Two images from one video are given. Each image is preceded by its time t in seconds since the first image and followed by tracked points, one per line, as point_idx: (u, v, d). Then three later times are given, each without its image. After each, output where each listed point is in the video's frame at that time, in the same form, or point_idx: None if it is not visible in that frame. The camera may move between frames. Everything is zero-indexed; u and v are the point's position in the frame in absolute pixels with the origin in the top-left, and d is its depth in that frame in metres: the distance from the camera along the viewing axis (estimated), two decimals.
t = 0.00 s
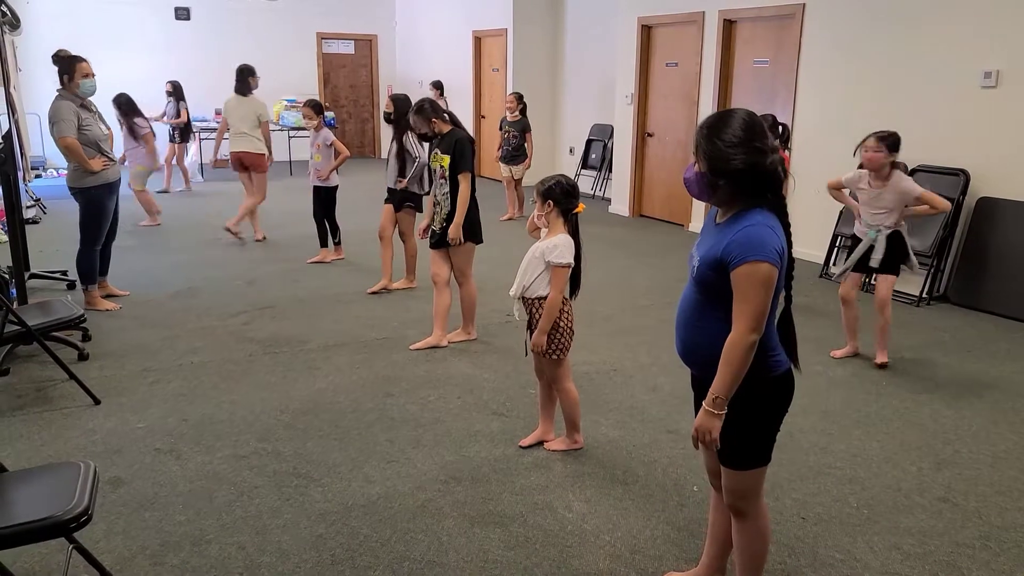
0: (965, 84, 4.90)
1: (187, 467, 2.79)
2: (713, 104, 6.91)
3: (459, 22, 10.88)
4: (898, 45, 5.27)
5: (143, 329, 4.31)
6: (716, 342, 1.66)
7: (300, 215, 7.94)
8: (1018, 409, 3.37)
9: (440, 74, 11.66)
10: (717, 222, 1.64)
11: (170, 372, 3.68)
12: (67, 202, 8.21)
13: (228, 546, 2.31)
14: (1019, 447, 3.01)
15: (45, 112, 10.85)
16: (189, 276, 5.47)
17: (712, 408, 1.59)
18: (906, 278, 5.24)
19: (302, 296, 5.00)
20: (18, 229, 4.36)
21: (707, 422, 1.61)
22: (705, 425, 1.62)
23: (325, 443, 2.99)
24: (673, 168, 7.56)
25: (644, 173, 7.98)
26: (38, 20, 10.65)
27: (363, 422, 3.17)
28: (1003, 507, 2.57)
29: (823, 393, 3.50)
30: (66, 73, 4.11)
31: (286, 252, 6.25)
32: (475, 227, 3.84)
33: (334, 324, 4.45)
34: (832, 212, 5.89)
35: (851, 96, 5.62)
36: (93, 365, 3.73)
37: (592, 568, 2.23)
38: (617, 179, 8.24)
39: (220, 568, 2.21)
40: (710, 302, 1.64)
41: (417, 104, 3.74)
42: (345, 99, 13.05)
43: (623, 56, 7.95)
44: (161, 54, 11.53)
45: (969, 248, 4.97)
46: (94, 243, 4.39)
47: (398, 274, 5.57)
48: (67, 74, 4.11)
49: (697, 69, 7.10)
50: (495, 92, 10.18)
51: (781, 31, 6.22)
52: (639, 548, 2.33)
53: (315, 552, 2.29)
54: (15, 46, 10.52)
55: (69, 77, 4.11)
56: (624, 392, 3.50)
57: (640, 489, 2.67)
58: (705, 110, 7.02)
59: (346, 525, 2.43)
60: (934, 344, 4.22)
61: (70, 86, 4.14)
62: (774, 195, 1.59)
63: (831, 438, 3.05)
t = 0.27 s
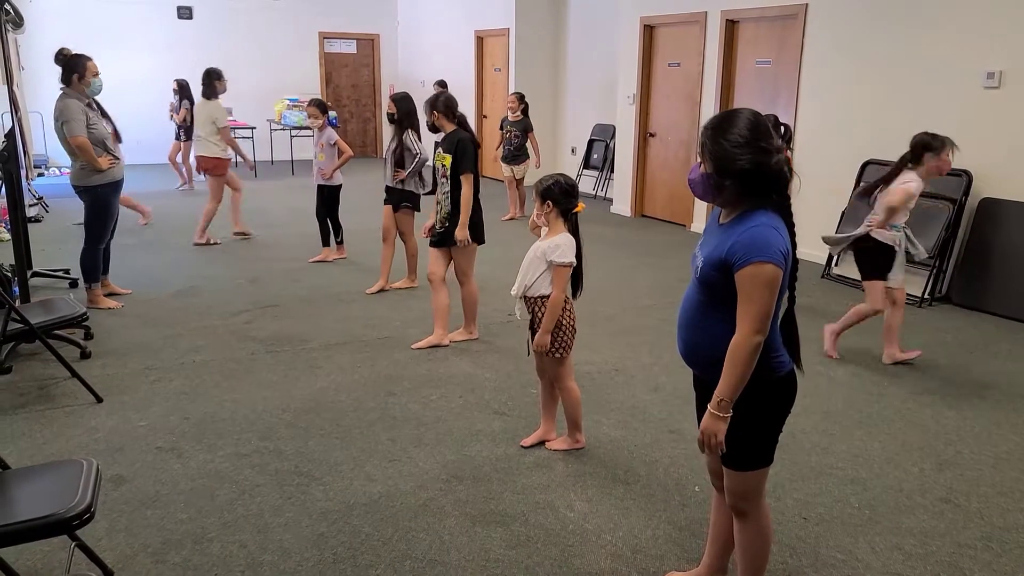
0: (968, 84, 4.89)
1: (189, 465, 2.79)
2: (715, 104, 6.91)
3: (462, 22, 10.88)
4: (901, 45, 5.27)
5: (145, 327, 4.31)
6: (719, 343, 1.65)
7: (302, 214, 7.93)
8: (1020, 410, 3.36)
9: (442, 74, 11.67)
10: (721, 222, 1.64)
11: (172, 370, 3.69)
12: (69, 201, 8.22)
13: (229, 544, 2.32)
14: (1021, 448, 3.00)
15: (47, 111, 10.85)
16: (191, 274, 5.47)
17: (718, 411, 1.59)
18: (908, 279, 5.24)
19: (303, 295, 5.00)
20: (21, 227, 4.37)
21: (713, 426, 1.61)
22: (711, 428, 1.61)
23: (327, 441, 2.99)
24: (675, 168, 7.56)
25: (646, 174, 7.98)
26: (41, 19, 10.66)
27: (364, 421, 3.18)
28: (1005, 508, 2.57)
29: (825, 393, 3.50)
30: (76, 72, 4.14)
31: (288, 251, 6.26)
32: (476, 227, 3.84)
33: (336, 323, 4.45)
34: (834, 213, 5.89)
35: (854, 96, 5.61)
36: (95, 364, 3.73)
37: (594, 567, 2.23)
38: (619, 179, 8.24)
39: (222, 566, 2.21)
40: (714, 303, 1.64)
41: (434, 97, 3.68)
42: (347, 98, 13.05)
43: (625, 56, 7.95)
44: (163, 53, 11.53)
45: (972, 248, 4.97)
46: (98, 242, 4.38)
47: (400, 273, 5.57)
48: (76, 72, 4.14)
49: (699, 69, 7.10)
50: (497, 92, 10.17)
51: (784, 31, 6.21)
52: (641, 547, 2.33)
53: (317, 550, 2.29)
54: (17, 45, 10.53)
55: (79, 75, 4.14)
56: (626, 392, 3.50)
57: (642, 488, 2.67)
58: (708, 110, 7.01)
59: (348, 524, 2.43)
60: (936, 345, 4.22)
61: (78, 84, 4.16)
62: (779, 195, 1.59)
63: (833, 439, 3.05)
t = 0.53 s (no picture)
0: (969, 86, 4.90)
1: (191, 465, 2.79)
2: (716, 105, 6.91)
3: (463, 22, 10.89)
4: (903, 47, 5.26)
5: (147, 327, 4.31)
6: (722, 345, 1.65)
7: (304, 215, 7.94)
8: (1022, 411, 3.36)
9: (444, 74, 11.67)
10: (724, 224, 1.64)
11: (174, 371, 3.69)
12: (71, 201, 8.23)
13: (231, 544, 2.32)
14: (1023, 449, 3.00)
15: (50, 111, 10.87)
16: (193, 275, 5.47)
17: (725, 416, 1.59)
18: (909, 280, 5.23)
19: (305, 296, 5.00)
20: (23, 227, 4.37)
21: (719, 430, 1.60)
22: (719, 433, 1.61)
23: (328, 442, 2.99)
24: (677, 169, 7.56)
25: (648, 175, 7.98)
26: (43, 19, 10.67)
27: (366, 422, 3.18)
28: (1007, 509, 2.57)
29: (827, 395, 3.50)
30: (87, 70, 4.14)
31: (290, 252, 6.26)
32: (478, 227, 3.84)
33: (337, 323, 4.45)
34: (836, 214, 5.89)
35: (856, 97, 5.61)
36: (97, 364, 3.74)
37: (595, 568, 2.23)
38: (621, 180, 8.24)
39: (224, 566, 2.21)
40: (716, 306, 1.64)
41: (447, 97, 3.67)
42: (349, 99, 13.07)
43: (627, 57, 7.95)
44: (165, 53, 11.55)
45: (974, 250, 4.96)
46: (95, 241, 4.37)
47: (402, 274, 5.58)
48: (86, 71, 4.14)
49: (700, 70, 7.10)
50: (499, 92, 10.18)
51: (786, 32, 6.21)
52: (642, 548, 2.33)
53: (319, 550, 2.29)
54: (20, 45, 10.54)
55: (90, 74, 4.16)
56: (627, 393, 3.50)
57: (644, 489, 2.67)
58: (710, 110, 7.02)
59: (350, 524, 2.43)
60: (938, 346, 4.21)
61: (89, 83, 4.19)
62: (781, 196, 1.59)
63: (835, 440, 3.05)
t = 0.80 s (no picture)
0: (971, 86, 4.89)
1: (192, 465, 2.80)
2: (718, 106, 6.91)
3: (465, 23, 10.89)
4: (906, 47, 5.26)
5: (148, 328, 4.32)
6: (722, 345, 1.65)
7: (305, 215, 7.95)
8: None
9: (446, 75, 11.67)
10: (724, 223, 1.64)
11: (176, 371, 3.69)
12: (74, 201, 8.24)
13: (233, 544, 2.32)
14: None
15: (52, 111, 10.89)
16: (194, 275, 5.48)
17: (720, 413, 1.59)
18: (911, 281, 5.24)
19: (306, 296, 5.01)
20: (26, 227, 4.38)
21: (714, 427, 1.60)
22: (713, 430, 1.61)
23: (330, 443, 2.99)
24: (679, 170, 7.55)
25: (649, 175, 7.98)
26: (46, 19, 10.69)
27: (368, 422, 3.18)
28: (1009, 511, 2.56)
29: (829, 395, 3.50)
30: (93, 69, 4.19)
31: (292, 252, 6.26)
32: (480, 228, 3.84)
33: (339, 324, 4.45)
34: (838, 215, 5.88)
35: (858, 98, 5.60)
36: (99, 364, 3.74)
37: (597, 568, 2.23)
38: (623, 180, 8.24)
39: (226, 566, 2.21)
40: (716, 305, 1.64)
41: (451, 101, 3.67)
42: (351, 99, 13.08)
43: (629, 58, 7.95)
44: (168, 54, 11.56)
45: (976, 250, 4.96)
46: (94, 240, 4.38)
47: (403, 274, 5.58)
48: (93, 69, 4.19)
49: (702, 71, 7.10)
50: (501, 93, 10.18)
51: (789, 33, 6.20)
52: (644, 549, 2.33)
53: (320, 551, 2.29)
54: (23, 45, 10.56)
55: (92, 72, 4.21)
56: (629, 394, 3.50)
57: (645, 490, 2.66)
58: (712, 111, 7.01)
59: (351, 525, 2.43)
60: (940, 347, 4.21)
61: (92, 81, 4.23)
62: (782, 195, 1.60)
63: (837, 441, 3.04)
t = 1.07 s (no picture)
0: (973, 88, 4.88)
1: (193, 466, 2.80)
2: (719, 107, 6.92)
3: (467, 24, 10.90)
4: (907, 48, 5.25)
5: (150, 328, 4.32)
6: (720, 344, 1.65)
7: (306, 216, 7.95)
8: None
9: (448, 75, 11.68)
10: (725, 223, 1.64)
11: (177, 371, 3.70)
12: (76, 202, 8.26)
13: (234, 545, 2.32)
14: None
15: (54, 112, 10.90)
16: (195, 276, 5.48)
17: (716, 410, 1.59)
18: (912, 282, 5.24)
19: (307, 297, 5.01)
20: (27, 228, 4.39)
21: (709, 423, 1.60)
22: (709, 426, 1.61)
23: (330, 443, 3.00)
24: (680, 171, 7.55)
25: (650, 176, 7.98)
26: (49, 20, 10.71)
27: (368, 423, 3.18)
28: (1010, 512, 2.56)
29: (829, 396, 3.50)
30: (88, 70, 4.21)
31: (293, 253, 6.27)
32: (481, 228, 3.83)
33: (340, 324, 4.46)
34: (839, 216, 5.88)
35: (860, 99, 5.60)
36: (100, 364, 3.75)
37: (596, 569, 2.23)
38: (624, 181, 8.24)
39: (226, 567, 2.21)
40: (716, 304, 1.64)
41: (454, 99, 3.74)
42: (352, 100, 13.09)
43: (631, 59, 7.95)
44: (170, 55, 11.58)
45: (978, 252, 4.95)
46: (97, 240, 4.38)
47: (404, 275, 5.58)
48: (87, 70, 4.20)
49: (704, 72, 7.10)
50: (502, 94, 10.19)
51: (790, 34, 6.20)
52: (644, 550, 2.33)
53: (320, 552, 2.29)
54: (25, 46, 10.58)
55: (90, 74, 4.22)
56: (629, 395, 3.50)
57: (645, 491, 2.66)
58: (713, 112, 7.01)
59: (352, 525, 2.44)
60: (941, 348, 4.20)
61: (90, 83, 4.25)
62: (782, 195, 1.60)
63: (837, 442, 3.04)
